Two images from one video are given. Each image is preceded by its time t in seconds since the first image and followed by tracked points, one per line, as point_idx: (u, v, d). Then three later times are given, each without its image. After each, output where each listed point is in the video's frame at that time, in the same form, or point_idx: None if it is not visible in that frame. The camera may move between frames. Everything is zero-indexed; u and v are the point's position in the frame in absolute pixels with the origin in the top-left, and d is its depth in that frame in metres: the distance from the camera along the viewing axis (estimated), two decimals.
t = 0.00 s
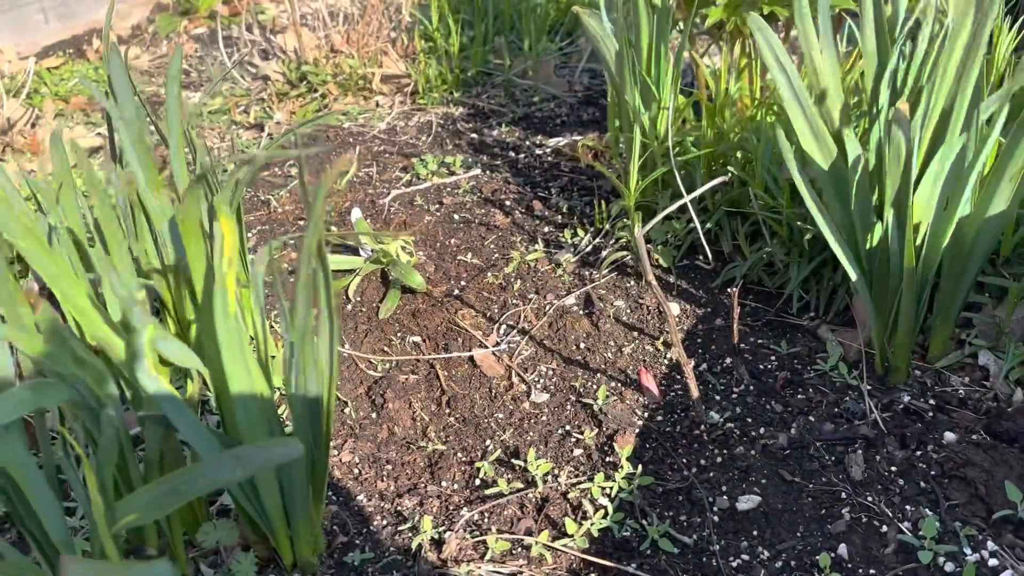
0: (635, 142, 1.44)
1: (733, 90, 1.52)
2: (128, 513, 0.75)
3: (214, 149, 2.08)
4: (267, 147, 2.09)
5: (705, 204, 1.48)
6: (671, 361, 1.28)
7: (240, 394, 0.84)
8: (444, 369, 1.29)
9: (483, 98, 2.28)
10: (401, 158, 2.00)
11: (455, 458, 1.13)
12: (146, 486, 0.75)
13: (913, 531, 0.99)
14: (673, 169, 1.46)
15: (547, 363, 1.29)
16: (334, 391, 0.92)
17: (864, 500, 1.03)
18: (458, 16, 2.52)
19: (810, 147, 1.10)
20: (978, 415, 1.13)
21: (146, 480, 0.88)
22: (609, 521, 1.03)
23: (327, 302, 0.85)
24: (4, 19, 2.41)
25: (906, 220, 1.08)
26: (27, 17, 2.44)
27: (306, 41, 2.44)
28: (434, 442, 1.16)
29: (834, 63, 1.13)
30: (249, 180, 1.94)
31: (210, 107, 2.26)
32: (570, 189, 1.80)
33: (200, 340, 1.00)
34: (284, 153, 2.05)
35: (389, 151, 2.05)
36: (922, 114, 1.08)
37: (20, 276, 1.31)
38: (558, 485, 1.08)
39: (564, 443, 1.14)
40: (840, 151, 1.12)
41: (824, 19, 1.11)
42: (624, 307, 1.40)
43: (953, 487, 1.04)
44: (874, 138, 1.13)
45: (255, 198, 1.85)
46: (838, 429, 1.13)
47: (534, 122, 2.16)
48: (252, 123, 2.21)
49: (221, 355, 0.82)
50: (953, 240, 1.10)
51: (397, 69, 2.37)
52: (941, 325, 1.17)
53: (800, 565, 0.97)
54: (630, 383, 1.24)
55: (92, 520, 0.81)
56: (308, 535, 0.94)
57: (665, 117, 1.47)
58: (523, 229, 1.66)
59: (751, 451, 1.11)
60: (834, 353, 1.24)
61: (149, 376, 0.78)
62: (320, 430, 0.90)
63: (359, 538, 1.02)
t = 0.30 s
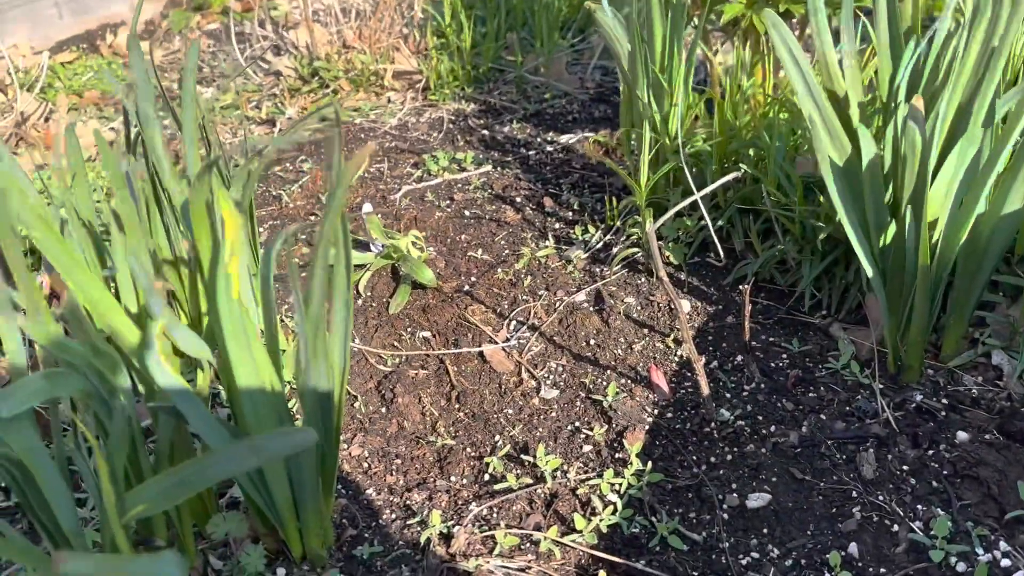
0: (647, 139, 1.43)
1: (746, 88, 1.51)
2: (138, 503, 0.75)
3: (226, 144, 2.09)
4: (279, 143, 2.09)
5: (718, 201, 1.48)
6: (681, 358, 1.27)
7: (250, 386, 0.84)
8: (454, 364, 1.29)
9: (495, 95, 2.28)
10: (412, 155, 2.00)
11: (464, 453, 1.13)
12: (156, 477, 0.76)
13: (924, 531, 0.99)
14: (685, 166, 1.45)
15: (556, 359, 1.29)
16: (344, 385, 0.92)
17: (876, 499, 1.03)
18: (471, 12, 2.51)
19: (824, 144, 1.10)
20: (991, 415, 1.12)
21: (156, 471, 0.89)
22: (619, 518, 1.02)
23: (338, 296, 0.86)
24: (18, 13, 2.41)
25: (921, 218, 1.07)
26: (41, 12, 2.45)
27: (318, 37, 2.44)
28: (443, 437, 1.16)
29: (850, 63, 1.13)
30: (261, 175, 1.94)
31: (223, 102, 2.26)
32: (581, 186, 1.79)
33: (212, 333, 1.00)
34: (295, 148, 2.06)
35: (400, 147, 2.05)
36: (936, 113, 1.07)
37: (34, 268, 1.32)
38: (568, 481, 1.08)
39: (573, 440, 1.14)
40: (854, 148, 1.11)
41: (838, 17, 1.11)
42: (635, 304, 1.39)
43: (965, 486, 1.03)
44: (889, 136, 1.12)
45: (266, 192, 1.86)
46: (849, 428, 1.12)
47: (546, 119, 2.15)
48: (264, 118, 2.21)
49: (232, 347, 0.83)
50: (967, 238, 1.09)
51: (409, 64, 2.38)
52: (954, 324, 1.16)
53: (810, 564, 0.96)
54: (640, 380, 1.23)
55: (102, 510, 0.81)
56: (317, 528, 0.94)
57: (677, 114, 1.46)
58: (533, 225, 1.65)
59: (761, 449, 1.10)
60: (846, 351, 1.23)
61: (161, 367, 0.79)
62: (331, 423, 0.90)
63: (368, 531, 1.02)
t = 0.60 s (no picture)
0: (658, 134, 1.43)
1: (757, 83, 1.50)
2: (152, 491, 0.76)
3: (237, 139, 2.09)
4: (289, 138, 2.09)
5: (728, 197, 1.47)
6: (691, 353, 1.27)
7: (264, 377, 0.85)
8: (464, 358, 1.30)
9: (505, 91, 2.28)
10: (422, 150, 2.00)
11: (474, 446, 1.13)
12: (170, 466, 0.76)
13: (936, 526, 0.98)
14: (696, 161, 1.45)
15: (566, 354, 1.29)
16: (356, 376, 0.92)
17: (887, 494, 1.02)
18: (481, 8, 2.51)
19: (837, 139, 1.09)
20: (1004, 411, 1.11)
21: (170, 461, 0.89)
22: (629, 511, 1.02)
23: (351, 287, 0.86)
24: (30, 9, 2.43)
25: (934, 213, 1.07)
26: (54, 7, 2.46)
27: (328, 33, 2.44)
28: (453, 430, 1.16)
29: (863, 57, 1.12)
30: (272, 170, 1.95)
31: (234, 97, 2.27)
32: (591, 182, 1.79)
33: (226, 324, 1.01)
34: (305, 144, 2.06)
35: (410, 142, 2.05)
36: (951, 108, 1.07)
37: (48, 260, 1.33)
38: (578, 475, 1.08)
39: (583, 434, 1.14)
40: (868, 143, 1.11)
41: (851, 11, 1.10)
42: (645, 299, 1.39)
43: (977, 482, 1.02)
44: (903, 131, 1.11)
45: (277, 187, 1.86)
46: (861, 423, 1.12)
47: (556, 115, 2.15)
48: (275, 113, 2.22)
49: (246, 337, 0.83)
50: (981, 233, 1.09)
51: (420, 60, 2.39)
52: (967, 320, 1.16)
53: (822, 558, 0.96)
54: (650, 375, 1.23)
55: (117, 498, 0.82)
56: (328, 518, 0.94)
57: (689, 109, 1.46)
58: (543, 220, 1.65)
59: (772, 444, 1.10)
60: (857, 347, 1.23)
61: (176, 356, 0.79)
62: (343, 414, 0.90)
63: (379, 522, 1.03)
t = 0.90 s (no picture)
0: (664, 132, 1.42)
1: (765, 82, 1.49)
2: (153, 488, 0.76)
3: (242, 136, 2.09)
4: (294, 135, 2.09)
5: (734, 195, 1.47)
6: (697, 352, 1.26)
7: (268, 374, 0.84)
8: (468, 356, 1.29)
9: (510, 89, 2.27)
10: (427, 148, 2.00)
11: (478, 445, 1.13)
12: (172, 464, 0.76)
13: (943, 528, 0.98)
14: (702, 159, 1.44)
15: (571, 352, 1.28)
16: (360, 374, 0.92)
17: (893, 495, 1.02)
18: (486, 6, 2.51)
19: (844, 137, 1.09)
20: (1011, 411, 1.10)
21: (172, 458, 0.89)
22: (633, 510, 1.02)
23: (355, 284, 0.85)
24: (37, 5, 2.43)
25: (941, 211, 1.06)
26: (60, 3, 2.46)
27: (333, 30, 2.44)
28: (457, 428, 1.16)
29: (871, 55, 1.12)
30: (277, 167, 1.94)
31: (239, 94, 2.27)
32: (596, 180, 1.79)
33: (230, 320, 1.00)
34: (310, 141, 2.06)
35: (415, 140, 2.04)
36: (959, 105, 1.06)
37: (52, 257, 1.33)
38: (582, 474, 1.08)
39: (588, 432, 1.14)
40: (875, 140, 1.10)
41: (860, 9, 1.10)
42: (650, 298, 1.38)
43: (984, 483, 1.02)
44: (911, 128, 1.11)
45: (282, 184, 1.86)
46: (867, 423, 1.11)
47: (561, 113, 2.15)
48: (280, 111, 2.22)
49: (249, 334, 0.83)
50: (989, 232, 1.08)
51: (425, 57, 2.37)
52: (975, 320, 1.15)
53: (827, 559, 0.95)
54: (655, 374, 1.23)
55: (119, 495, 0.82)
56: (331, 516, 0.94)
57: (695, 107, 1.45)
58: (549, 219, 1.65)
59: (778, 444, 1.09)
60: (864, 346, 1.22)
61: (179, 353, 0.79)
62: (347, 412, 0.90)
63: (382, 520, 1.02)
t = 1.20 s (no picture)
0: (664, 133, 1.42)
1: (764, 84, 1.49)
2: (151, 488, 0.75)
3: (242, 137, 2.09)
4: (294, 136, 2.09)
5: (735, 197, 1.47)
6: (696, 354, 1.26)
7: (266, 375, 0.84)
8: (467, 357, 1.29)
9: (511, 91, 2.27)
10: (428, 149, 2.00)
11: (477, 445, 1.13)
12: (170, 463, 0.76)
13: (942, 529, 0.97)
14: (702, 161, 1.44)
15: (571, 353, 1.28)
16: (359, 374, 0.92)
17: (893, 496, 1.01)
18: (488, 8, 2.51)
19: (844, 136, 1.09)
20: (1011, 413, 1.10)
21: (170, 457, 0.89)
22: (632, 511, 1.02)
23: (354, 285, 0.85)
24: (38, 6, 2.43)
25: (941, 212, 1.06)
26: (61, 4, 2.47)
27: (334, 31, 2.44)
28: (456, 429, 1.16)
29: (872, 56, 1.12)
30: (278, 168, 1.95)
31: (240, 95, 2.27)
32: (597, 181, 1.79)
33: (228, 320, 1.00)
34: (311, 142, 2.06)
35: (416, 141, 2.04)
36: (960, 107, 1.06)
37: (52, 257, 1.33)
38: (581, 475, 1.08)
39: (587, 433, 1.13)
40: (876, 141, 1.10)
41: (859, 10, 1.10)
42: (650, 299, 1.38)
43: (984, 485, 1.02)
44: (912, 129, 1.10)
45: (282, 185, 1.86)
46: (867, 425, 1.11)
47: (562, 115, 2.15)
48: (281, 112, 2.22)
49: (247, 333, 0.83)
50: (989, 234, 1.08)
51: (425, 58, 2.36)
52: (975, 322, 1.15)
53: (826, 560, 0.95)
54: (655, 375, 1.23)
55: (117, 494, 0.82)
56: (330, 517, 0.94)
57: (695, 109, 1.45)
58: (549, 220, 1.65)
59: (777, 445, 1.09)
60: (864, 348, 1.22)
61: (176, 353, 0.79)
62: (345, 412, 0.90)
63: (380, 521, 1.02)
